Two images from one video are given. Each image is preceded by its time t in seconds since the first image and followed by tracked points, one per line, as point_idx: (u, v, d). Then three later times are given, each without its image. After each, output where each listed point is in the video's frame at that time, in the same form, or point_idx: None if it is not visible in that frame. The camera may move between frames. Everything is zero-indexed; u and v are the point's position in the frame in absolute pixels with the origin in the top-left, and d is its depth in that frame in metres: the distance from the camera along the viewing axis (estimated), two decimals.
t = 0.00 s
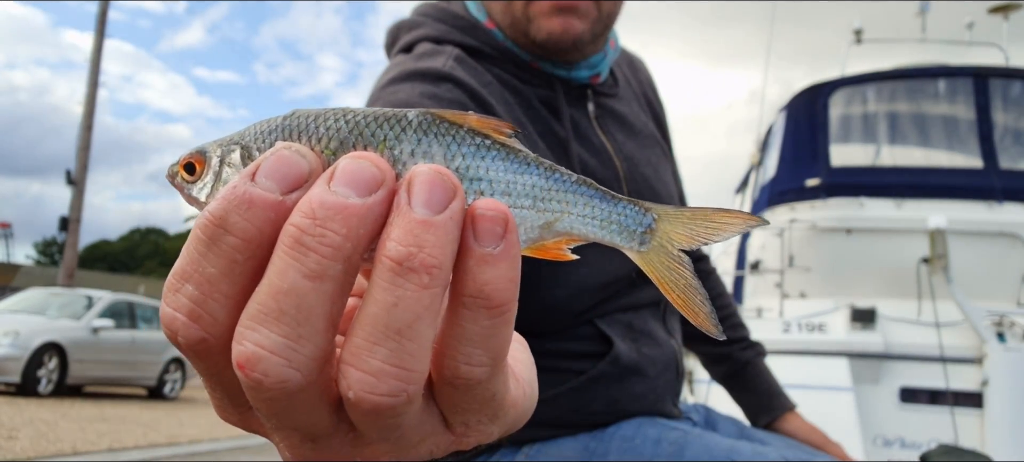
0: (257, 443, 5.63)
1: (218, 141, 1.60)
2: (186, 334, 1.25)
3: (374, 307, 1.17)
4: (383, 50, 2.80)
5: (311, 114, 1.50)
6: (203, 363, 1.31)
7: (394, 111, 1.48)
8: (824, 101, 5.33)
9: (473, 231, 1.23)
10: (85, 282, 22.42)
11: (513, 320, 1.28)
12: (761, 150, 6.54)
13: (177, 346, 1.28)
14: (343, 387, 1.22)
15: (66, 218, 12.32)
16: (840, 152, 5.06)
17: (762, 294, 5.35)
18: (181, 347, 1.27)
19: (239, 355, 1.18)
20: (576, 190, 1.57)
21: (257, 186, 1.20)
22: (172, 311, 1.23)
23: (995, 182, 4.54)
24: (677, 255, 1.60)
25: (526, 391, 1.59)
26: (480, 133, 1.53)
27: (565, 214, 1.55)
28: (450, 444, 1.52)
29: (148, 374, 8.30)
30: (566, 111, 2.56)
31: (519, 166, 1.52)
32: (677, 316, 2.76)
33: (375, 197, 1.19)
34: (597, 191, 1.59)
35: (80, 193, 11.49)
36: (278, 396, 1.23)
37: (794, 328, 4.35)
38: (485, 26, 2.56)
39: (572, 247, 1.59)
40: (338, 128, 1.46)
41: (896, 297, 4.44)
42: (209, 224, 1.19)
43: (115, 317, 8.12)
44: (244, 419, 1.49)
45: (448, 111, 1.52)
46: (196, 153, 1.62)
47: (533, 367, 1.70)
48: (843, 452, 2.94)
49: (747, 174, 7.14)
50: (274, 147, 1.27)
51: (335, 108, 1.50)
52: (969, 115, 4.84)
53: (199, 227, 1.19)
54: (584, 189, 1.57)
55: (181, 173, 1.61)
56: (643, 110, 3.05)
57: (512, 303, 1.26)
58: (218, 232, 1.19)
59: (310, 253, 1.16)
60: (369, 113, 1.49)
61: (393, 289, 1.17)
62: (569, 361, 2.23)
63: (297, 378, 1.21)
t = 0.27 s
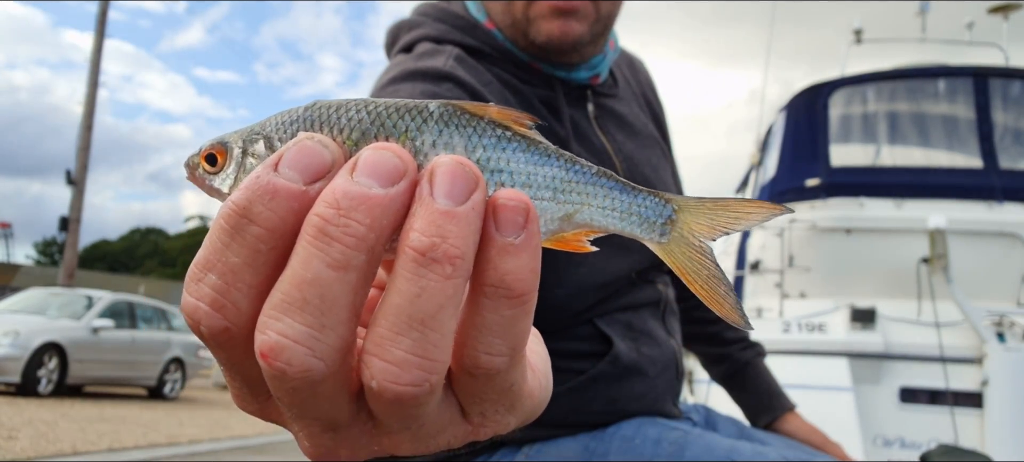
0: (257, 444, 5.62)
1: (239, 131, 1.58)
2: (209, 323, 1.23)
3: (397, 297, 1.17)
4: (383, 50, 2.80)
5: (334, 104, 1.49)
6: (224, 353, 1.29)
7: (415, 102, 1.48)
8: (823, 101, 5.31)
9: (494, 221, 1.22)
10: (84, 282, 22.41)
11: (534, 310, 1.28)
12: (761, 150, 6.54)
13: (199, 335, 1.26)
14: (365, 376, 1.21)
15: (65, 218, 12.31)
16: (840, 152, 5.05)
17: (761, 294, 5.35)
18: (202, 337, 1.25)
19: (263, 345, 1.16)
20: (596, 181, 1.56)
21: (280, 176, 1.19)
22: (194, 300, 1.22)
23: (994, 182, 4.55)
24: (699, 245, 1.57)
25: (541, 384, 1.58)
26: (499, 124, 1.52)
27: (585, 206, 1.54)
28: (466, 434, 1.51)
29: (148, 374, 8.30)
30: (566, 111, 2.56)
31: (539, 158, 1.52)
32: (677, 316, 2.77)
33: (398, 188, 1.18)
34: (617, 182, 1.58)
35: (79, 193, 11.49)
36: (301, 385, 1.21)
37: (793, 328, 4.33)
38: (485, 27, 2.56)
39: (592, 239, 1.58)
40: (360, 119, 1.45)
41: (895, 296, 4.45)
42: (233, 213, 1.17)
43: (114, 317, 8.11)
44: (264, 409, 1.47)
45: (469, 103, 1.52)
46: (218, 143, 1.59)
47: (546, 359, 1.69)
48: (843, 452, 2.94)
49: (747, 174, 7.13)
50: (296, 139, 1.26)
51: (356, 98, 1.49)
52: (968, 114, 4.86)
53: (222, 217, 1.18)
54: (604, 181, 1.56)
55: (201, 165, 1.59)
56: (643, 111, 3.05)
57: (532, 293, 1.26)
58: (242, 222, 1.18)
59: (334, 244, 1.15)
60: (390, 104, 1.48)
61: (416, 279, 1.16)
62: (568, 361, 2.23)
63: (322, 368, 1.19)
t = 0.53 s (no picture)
0: (256, 444, 5.61)
1: (250, 121, 1.58)
2: (219, 313, 1.23)
3: (410, 286, 1.17)
4: (383, 50, 2.80)
5: (346, 94, 1.49)
6: (234, 344, 1.29)
7: (427, 93, 1.48)
8: (823, 101, 5.31)
9: (506, 212, 1.23)
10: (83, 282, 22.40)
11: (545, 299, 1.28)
12: (761, 150, 6.53)
13: (210, 325, 1.25)
14: (377, 365, 1.21)
15: (65, 218, 12.30)
16: (839, 152, 5.05)
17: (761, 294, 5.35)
18: (213, 328, 1.25)
19: (276, 334, 1.16)
20: (606, 172, 1.56)
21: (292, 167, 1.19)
22: (205, 290, 1.21)
23: (994, 182, 4.56)
24: (706, 241, 1.56)
25: (548, 376, 1.57)
26: (510, 115, 1.52)
27: (594, 198, 1.54)
28: (476, 426, 1.49)
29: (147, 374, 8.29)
30: (566, 111, 2.57)
31: (550, 148, 1.52)
32: (677, 316, 2.78)
33: (410, 178, 1.18)
34: (627, 174, 1.58)
35: (78, 193, 11.48)
36: (313, 375, 1.20)
37: (793, 328, 4.32)
38: (485, 26, 2.56)
39: (601, 230, 1.58)
40: (372, 109, 1.45)
41: (895, 296, 4.45)
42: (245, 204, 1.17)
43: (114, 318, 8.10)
44: (272, 401, 1.45)
45: (481, 93, 1.52)
46: (229, 132, 1.59)
47: (553, 352, 1.67)
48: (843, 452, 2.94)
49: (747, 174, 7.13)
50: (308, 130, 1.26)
51: (367, 89, 1.49)
52: (968, 114, 4.86)
53: (235, 207, 1.18)
54: (614, 173, 1.56)
55: (212, 152, 1.59)
56: (643, 111, 3.05)
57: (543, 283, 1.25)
58: (254, 212, 1.18)
59: (347, 233, 1.15)
60: (402, 94, 1.48)
61: (428, 269, 1.16)
62: (567, 361, 2.23)
63: (334, 357, 1.19)
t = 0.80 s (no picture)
0: (255, 444, 5.61)
1: (255, 119, 1.58)
2: (222, 310, 1.23)
3: (413, 283, 1.17)
4: (384, 50, 2.80)
5: (351, 92, 1.48)
6: (237, 340, 1.29)
7: (432, 91, 1.48)
8: (823, 101, 5.31)
9: (510, 209, 1.23)
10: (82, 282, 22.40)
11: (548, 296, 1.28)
12: (761, 150, 6.53)
13: (213, 321, 1.25)
14: (380, 361, 1.21)
15: (65, 218, 12.30)
16: (839, 152, 5.06)
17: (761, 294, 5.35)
18: (216, 324, 1.25)
19: (280, 330, 1.16)
20: (610, 172, 1.56)
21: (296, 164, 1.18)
22: (209, 286, 1.21)
23: (994, 182, 4.56)
24: (708, 237, 1.56)
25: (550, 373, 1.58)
26: (515, 114, 1.52)
27: (598, 197, 1.54)
28: (478, 423, 1.49)
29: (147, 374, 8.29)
30: (567, 112, 2.57)
31: (554, 147, 1.52)
32: (677, 317, 2.77)
33: (414, 176, 1.18)
34: (631, 174, 1.57)
35: (78, 193, 11.47)
36: (317, 372, 1.21)
37: (793, 328, 4.32)
38: (486, 26, 2.56)
39: (604, 229, 1.58)
40: (377, 107, 1.45)
41: (895, 297, 4.45)
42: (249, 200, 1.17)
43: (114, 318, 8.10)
44: (275, 396, 1.45)
45: (485, 91, 1.51)
46: (233, 131, 1.59)
47: (555, 349, 1.68)
48: (843, 452, 2.94)
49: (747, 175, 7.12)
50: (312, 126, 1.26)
51: (372, 87, 1.49)
52: (968, 114, 4.87)
53: (239, 204, 1.18)
54: (618, 172, 1.56)
55: (218, 152, 1.58)
56: (643, 112, 3.06)
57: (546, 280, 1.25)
58: (258, 209, 1.18)
59: (352, 231, 1.15)
60: (407, 92, 1.48)
61: (432, 265, 1.16)
62: (566, 361, 2.23)
63: (338, 354, 1.19)
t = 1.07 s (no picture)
0: (255, 445, 5.60)
1: (249, 115, 1.58)
2: (216, 307, 1.23)
3: (408, 280, 1.17)
4: (383, 50, 2.80)
5: (345, 89, 1.48)
6: (231, 337, 1.29)
7: (427, 89, 1.48)
8: (822, 101, 5.31)
9: (505, 207, 1.22)
10: (82, 282, 22.41)
11: (543, 294, 1.27)
12: (761, 150, 6.52)
13: (207, 319, 1.26)
14: (373, 359, 1.22)
15: (65, 219, 12.32)
16: (838, 152, 5.06)
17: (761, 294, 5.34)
18: (210, 322, 1.25)
19: (273, 329, 1.16)
20: (605, 171, 1.56)
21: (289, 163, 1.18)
22: (202, 283, 1.21)
23: (994, 182, 4.56)
24: (701, 240, 1.57)
25: (545, 371, 1.58)
26: (510, 112, 1.53)
27: (593, 195, 1.54)
28: (473, 421, 1.49)
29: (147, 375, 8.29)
30: (566, 111, 2.57)
31: (550, 145, 1.52)
32: (674, 314, 2.74)
33: (408, 174, 1.18)
34: (625, 173, 1.58)
35: (77, 193, 11.47)
36: (311, 369, 1.21)
37: (793, 328, 4.31)
38: (486, 26, 2.56)
39: (599, 228, 1.58)
40: (371, 105, 1.45)
41: (895, 297, 4.45)
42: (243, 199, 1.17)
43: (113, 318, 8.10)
44: (271, 392, 1.46)
45: (480, 90, 1.52)
46: (227, 126, 1.59)
47: (551, 348, 1.68)
48: (843, 452, 2.94)
49: (746, 175, 7.12)
50: (307, 123, 1.25)
51: (366, 84, 1.49)
52: (968, 114, 4.87)
53: (232, 202, 1.17)
54: (613, 171, 1.57)
55: (212, 147, 1.59)
56: (643, 112, 3.06)
57: (541, 277, 1.25)
58: (251, 207, 1.18)
59: (346, 230, 1.15)
60: (401, 89, 1.48)
61: (426, 263, 1.16)
62: (566, 360, 2.23)
63: (332, 352, 1.19)
